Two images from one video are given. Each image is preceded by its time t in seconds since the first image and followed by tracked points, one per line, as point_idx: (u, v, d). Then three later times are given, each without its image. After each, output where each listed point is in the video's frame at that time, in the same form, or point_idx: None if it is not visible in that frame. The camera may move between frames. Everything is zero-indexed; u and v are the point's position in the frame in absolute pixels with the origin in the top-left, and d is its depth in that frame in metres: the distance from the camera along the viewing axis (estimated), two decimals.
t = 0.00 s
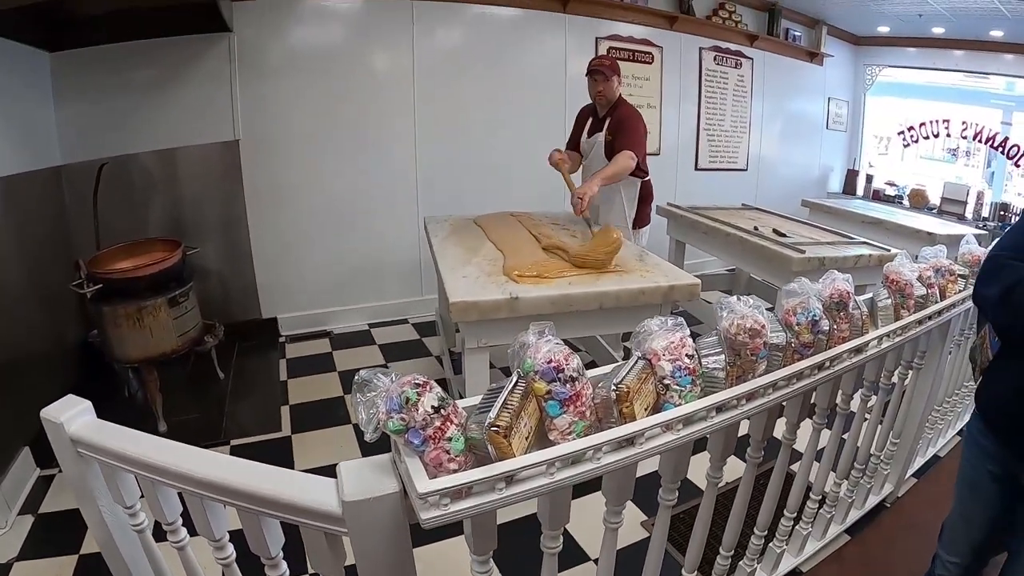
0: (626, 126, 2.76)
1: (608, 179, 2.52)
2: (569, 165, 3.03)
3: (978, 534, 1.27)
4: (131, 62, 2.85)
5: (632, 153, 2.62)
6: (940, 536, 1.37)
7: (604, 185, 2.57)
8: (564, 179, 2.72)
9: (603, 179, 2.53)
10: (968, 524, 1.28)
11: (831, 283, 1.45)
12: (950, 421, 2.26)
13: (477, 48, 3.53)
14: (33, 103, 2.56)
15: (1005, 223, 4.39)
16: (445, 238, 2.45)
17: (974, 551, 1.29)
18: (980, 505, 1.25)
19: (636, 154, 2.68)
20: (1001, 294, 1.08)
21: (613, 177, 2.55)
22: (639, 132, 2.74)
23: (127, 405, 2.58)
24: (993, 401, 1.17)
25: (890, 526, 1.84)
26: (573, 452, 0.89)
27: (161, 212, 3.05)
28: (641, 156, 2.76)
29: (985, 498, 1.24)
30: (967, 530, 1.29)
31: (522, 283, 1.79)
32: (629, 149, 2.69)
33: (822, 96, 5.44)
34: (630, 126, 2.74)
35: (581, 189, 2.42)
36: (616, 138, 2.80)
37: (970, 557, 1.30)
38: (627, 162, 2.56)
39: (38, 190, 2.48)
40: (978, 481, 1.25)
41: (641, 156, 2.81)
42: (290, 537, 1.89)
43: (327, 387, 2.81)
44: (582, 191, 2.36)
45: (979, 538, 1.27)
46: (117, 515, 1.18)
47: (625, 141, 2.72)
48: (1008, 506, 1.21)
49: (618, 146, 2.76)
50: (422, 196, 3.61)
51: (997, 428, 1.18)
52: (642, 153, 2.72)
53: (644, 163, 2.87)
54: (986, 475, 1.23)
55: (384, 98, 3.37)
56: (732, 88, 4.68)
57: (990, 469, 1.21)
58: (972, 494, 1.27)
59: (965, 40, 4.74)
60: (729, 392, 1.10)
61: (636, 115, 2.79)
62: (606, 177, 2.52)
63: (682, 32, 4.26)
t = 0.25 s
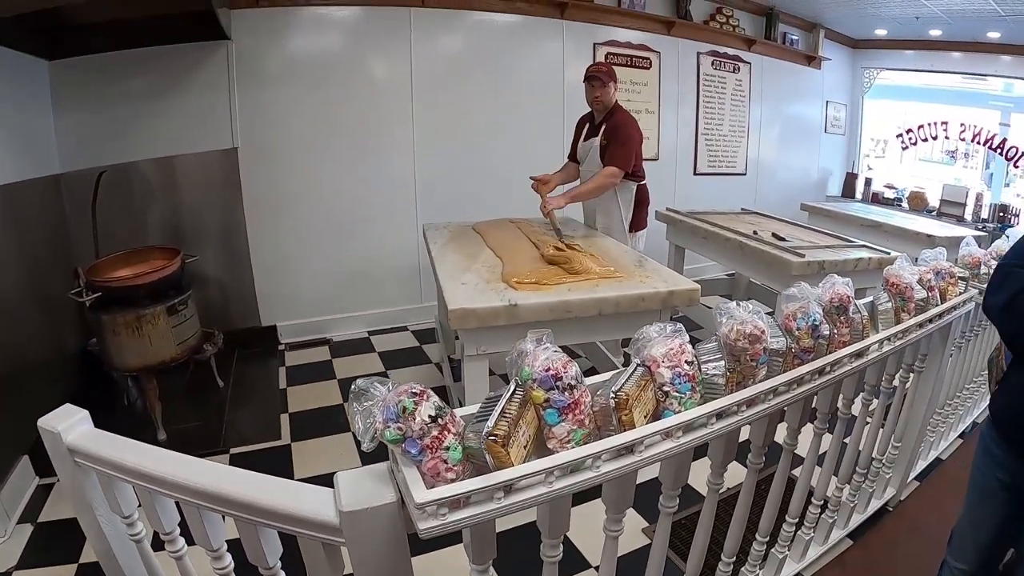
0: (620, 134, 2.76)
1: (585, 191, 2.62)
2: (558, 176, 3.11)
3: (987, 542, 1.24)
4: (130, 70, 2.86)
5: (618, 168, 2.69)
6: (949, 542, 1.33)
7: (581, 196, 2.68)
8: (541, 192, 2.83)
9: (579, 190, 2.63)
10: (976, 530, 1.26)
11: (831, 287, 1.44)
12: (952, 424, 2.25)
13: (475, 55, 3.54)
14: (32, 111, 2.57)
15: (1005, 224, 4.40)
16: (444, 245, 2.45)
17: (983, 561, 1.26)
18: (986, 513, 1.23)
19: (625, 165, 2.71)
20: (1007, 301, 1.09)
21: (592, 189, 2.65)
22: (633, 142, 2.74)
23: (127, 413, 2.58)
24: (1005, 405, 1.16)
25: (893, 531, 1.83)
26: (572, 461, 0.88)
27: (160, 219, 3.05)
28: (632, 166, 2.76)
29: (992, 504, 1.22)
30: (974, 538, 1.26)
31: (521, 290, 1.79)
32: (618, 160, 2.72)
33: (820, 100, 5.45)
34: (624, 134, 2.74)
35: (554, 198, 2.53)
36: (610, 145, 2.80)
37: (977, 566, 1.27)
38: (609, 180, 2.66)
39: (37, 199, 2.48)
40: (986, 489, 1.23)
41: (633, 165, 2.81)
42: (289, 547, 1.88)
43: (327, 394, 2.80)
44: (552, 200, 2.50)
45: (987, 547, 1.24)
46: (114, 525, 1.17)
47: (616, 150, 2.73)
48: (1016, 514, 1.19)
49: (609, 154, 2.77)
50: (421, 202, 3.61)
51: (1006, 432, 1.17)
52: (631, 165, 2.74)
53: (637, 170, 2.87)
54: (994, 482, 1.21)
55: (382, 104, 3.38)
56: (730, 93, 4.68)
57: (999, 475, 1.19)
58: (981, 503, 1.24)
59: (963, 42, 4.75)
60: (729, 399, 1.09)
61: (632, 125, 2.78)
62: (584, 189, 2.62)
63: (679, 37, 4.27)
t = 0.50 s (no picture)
0: (610, 138, 2.77)
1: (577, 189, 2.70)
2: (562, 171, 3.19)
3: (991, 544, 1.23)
4: (128, 74, 2.86)
5: (610, 171, 2.73)
6: (953, 544, 1.33)
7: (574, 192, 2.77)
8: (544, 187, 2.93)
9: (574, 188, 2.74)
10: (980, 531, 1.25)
11: (832, 288, 1.44)
12: (954, 424, 2.25)
13: (474, 58, 3.54)
14: (30, 116, 2.57)
15: (1004, 223, 4.41)
16: (444, 249, 2.45)
17: (988, 563, 1.25)
18: (991, 513, 1.22)
19: (614, 168, 2.74)
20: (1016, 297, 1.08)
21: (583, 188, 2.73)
22: (625, 145, 2.76)
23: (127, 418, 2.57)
24: (1012, 405, 1.16)
25: (895, 532, 1.83)
26: (573, 466, 0.88)
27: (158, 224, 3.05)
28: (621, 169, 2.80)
29: (996, 505, 1.21)
30: (978, 540, 1.25)
31: (521, 293, 1.79)
32: (606, 163, 2.76)
33: (819, 101, 5.45)
34: (615, 138, 2.75)
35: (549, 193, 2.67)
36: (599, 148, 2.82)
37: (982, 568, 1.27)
38: (601, 181, 2.72)
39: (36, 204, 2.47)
40: (992, 490, 1.22)
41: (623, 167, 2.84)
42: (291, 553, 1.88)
43: (328, 399, 2.80)
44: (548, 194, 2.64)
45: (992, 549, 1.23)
46: (114, 531, 1.16)
47: (606, 152, 2.76)
48: None
49: (600, 156, 2.81)
50: (421, 206, 3.61)
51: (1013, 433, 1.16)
52: (621, 167, 2.78)
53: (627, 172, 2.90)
54: (1000, 483, 1.20)
55: (380, 107, 3.38)
56: (728, 94, 4.69)
57: (1004, 478, 1.19)
58: (987, 505, 1.24)
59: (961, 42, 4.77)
60: (731, 402, 1.09)
61: (624, 130, 2.79)
62: (574, 187, 2.70)
63: (677, 38, 4.28)
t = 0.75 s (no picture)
0: (602, 140, 2.81)
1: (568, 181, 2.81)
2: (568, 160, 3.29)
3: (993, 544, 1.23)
4: (126, 78, 2.86)
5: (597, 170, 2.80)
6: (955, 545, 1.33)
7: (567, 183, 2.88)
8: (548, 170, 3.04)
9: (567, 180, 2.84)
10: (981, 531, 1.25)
11: (831, 290, 1.44)
12: (953, 424, 2.25)
13: (472, 61, 3.54)
14: (28, 119, 2.56)
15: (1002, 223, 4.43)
16: (443, 251, 2.45)
17: (989, 565, 1.25)
18: (992, 514, 1.22)
19: (601, 168, 2.80)
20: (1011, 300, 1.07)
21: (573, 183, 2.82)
22: (615, 147, 2.81)
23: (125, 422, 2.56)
24: (1013, 406, 1.16)
25: (895, 533, 1.83)
26: (574, 468, 0.88)
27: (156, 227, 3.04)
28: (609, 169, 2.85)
29: (997, 505, 1.21)
30: (979, 541, 1.25)
31: (519, 296, 1.79)
32: (594, 163, 2.82)
33: (816, 102, 5.46)
34: (606, 141, 2.80)
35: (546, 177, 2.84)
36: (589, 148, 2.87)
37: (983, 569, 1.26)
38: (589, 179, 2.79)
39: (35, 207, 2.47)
40: (994, 491, 1.22)
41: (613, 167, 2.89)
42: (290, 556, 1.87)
43: (327, 402, 2.79)
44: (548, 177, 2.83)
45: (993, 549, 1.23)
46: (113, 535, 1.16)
47: (596, 153, 2.82)
48: None
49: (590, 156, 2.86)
50: (419, 208, 3.61)
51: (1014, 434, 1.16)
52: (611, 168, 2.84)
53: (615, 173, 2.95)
54: (1001, 485, 1.20)
55: (378, 109, 3.38)
56: (726, 96, 4.69)
57: (1006, 480, 1.19)
58: (988, 506, 1.24)
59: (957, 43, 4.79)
60: (731, 404, 1.09)
61: (617, 134, 2.83)
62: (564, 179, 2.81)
63: (675, 41, 4.29)
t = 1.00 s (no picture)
0: (601, 144, 2.81)
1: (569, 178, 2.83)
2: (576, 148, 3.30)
3: (991, 546, 1.23)
4: (123, 79, 2.86)
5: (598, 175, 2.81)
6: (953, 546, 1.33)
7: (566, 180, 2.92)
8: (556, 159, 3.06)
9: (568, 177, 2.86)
10: (980, 532, 1.25)
11: (829, 290, 1.44)
12: (950, 425, 2.26)
13: (470, 63, 3.55)
14: (25, 121, 2.56)
15: (999, 224, 4.43)
16: (440, 254, 2.45)
17: (988, 567, 1.25)
18: (991, 515, 1.22)
19: (601, 172, 2.81)
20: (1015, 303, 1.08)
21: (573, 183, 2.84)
22: (612, 150, 2.81)
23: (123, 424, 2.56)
24: (1009, 407, 1.17)
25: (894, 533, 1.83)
26: (572, 470, 0.88)
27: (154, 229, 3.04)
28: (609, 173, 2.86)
29: (996, 507, 1.21)
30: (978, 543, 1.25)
31: (516, 298, 1.79)
32: (593, 166, 2.83)
33: (813, 105, 5.47)
34: (604, 144, 2.80)
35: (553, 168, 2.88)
36: (587, 150, 2.88)
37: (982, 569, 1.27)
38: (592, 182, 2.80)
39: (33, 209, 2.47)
40: (993, 493, 1.22)
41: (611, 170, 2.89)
42: (288, 559, 1.87)
43: (324, 405, 2.79)
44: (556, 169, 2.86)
45: (992, 551, 1.23)
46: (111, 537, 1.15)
47: (594, 156, 2.82)
48: None
49: (588, 159, 2.86)
50: (417, 210, 3.61)
51: (1009, 435, 1.16)
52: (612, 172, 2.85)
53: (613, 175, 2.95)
54: (1000, 487, 1.20)
55: (376, 111, 3.38)
56: (723, 98, 4.70)
57: (1004, 481, 1.19)
58: (987, 507, 1.24)
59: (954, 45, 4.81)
60: (729, 405, 1.09)
61: (615, 137, 2.84)
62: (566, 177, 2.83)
63: (672, 43, 4.29)
